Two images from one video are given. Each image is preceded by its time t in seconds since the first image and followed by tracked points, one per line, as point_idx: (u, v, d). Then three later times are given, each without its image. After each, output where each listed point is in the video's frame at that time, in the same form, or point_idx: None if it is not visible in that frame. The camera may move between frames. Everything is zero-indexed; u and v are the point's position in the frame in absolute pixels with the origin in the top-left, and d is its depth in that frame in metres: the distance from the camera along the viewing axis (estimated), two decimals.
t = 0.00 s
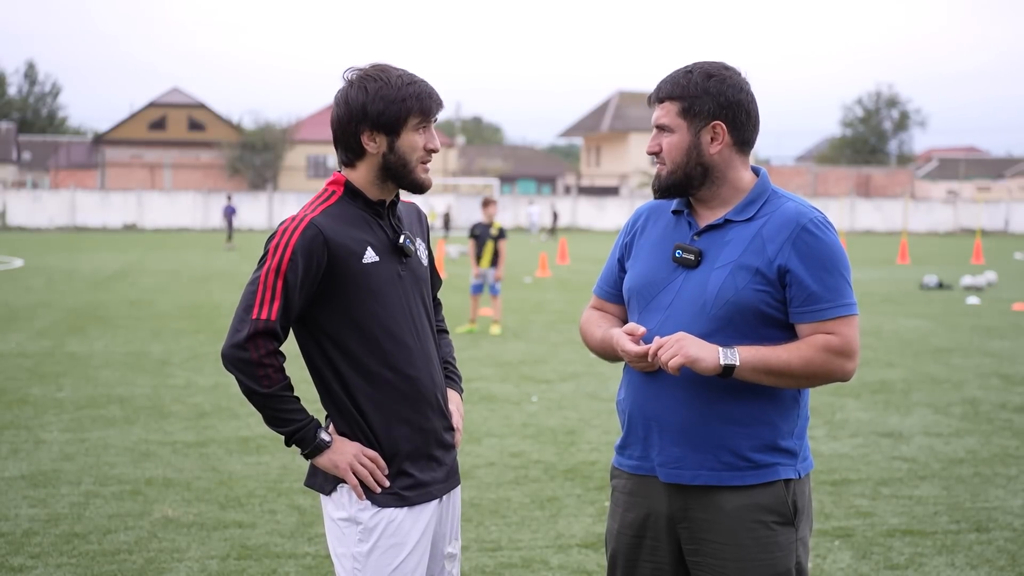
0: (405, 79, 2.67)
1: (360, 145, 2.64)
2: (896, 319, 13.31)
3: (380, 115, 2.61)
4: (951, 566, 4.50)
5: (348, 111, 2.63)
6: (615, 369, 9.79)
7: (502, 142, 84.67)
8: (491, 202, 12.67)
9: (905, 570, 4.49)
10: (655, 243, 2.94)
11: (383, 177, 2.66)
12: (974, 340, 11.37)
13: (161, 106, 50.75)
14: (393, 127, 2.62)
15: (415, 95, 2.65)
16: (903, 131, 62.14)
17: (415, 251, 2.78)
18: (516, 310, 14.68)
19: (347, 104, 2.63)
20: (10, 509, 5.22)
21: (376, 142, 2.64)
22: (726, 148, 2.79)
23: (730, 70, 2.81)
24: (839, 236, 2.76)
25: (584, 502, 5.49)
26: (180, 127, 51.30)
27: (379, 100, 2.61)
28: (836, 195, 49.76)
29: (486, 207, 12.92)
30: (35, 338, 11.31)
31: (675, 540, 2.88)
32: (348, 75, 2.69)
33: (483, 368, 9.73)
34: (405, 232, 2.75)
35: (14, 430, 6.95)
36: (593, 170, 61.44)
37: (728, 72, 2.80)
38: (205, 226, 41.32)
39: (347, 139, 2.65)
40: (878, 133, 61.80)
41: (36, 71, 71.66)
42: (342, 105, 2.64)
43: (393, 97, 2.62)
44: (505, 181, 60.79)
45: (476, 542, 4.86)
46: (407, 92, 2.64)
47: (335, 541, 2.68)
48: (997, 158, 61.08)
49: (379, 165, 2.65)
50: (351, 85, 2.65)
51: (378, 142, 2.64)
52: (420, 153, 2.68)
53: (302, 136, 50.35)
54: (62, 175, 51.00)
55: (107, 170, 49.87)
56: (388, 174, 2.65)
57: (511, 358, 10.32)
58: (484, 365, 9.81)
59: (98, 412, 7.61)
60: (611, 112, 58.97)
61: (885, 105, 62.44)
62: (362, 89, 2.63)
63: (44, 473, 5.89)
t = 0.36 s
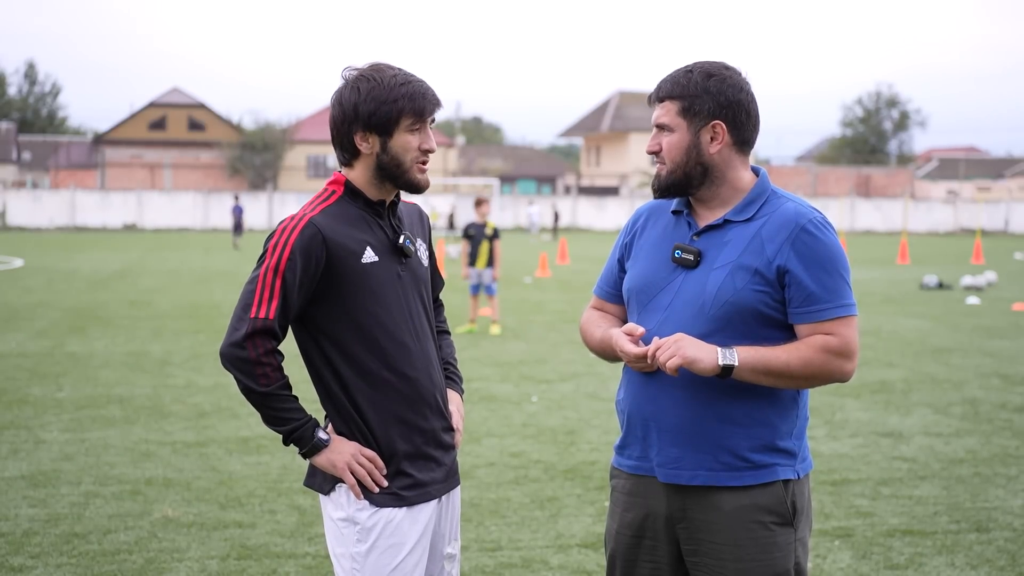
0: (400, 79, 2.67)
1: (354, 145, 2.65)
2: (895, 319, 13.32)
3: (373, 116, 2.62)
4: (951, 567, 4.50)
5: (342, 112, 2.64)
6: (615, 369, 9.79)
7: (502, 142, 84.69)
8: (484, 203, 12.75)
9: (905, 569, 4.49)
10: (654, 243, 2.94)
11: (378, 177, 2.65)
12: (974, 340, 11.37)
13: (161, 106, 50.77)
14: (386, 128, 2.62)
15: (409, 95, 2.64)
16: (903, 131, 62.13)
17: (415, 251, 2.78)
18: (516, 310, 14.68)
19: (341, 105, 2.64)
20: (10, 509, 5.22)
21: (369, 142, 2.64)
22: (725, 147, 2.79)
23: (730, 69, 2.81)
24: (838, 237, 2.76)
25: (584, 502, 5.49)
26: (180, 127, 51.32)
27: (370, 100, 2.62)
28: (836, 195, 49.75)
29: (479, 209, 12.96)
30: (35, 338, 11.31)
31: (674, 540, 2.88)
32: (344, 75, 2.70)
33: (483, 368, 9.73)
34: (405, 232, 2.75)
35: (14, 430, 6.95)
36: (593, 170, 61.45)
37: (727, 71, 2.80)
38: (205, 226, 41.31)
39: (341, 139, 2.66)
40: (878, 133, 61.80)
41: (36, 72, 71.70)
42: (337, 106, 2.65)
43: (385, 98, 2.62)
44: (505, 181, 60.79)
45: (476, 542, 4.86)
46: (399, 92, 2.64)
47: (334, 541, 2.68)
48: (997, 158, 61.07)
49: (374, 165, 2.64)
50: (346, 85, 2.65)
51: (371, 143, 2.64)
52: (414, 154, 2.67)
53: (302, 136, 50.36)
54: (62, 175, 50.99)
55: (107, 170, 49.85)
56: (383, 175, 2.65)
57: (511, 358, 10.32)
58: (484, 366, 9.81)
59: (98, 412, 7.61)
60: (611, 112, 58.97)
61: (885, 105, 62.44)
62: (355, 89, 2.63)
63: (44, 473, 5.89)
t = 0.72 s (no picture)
0: (405, 80, 2.67)
1: (357, 144, 2.65)
2: (896, 319, 13.32)
3: (378, 117, 2.61)
4: (951, 566, 4.50)
5: (347, 111, 2.63)
6: (614, 369, 9.79)
7: (502, 142, 84.70)
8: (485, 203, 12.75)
9: (905, 569, 4.49)
10: (654, 243, 2.94)
11: (380, 178, 2.66)
12: (974, 340, 11.37)
13: (161, 106, 50.78)
14: (391, 129, 2.62)
15: (414, 96, 2.64)
16: (903, 131, 62.15)
17: (415, 251, 2.78)
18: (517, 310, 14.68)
19: (346, 103, 2.64)
20: (10, 509, 5.22)
21: (373, 143, 2.64)
22: (725, 148, 2.79)
23: (730, 69, 2.81)
24: (838, 237, 2.76)
25: (584, 502, 5.49)
26: (180, 127, 51.33)
27: (377, 101, 2.61)
28: (836, 195, 49.76)
29: (479, 209, 12.96)
30: (35, 338, 11.31)
31: (673, 540, 2.88)
32: (350, 74, 2.69)
33: (483, 368, 9.73)
34: (405, 232, 2.75)
35: (14, 430, 6.95)
36: (593, 170, 61.46)
37: (729, 72, 2.80)
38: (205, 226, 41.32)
39: (345, 138, 2.66)
40: (878, 133, 61.83)
41: (36, 72, 71.76)
42: (342, 104, 2.65)
43: (392, 99, 2.62)
44: (505, 181, 60.81)
45: (476, 542, 4.86)
46: (407, 93, 2.64)
47: (334, 541, 2.68)
48: (997, 158, 61.10)
49: (376, 165, 2.65)
50: (351, 84, 2.65)
51: (375, 143, 2.64)
52: (417, 155, 2.68)
53: (302, 136, 50.33)
54: (62, 175, 50.99)
55: (107, 170, 49.85)
56: (385, 175, 2.65)
57: (511, 358, 10.32)
58: (484, 365, 9.81)
59: (98, 412, 7.61)
60: (611, 112, 58.97)
61: (885, 105, 62.47)
62: (361, 89, 2.63)
63: (44, 473, 5.89)
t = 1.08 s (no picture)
0: (406, 77, 2.68)
1: (364, 140, 2.64)
2: (895, 319, 13.32)
3: (386, 112, 2.62)
4: (951, 566, 4.50)
5: (352, 108, 2.62)
6: (614, 369, 9.80)
7: (502, 142, 84.69)
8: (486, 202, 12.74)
9: (905, 570, 4.49)
10: (653, 243, 2.95)
11: (389, 171, 2.66)
12: (974, 340, 11.37)
13: (161, 106, 50.78)
14: (398, 123, 2.63)
15: (418, 91, 2.66)
16: (903, 131, 62.17)
17: (416, 251, 2.78)
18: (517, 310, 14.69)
19: (351, 100, 2.62)
20: (10, 509, 5.22)
21: (381, 138, 2.64)
22: (726, 148, 2.79)
23: (730, 70, 2.81)
24: (838, 235, 2.76)
25: (584, 502, 5.49)
26: (180, 127, 51.34)
27: (385, 95, 2.62)
28: (836, 195, 49.77)
29: (479, 208, 12.95)
30: (35, 338, 11.31)
31: (673, 540, 2.88)
32: (350, 72, 2.68)
33: (483, 368, 9.73)
34: (405, 232, 2.75)
35: (13, 430, 6.95)
36: (593, 170, 61.49)
37: (729, 70, 2.81)
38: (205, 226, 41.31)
39: (350, 135, 2.64)
40: (878, 133, 61.85)
41: (36, 72, 71.80)
42: (346, 101, 2.63)
43: (399, 93, 2.63)
44: (505, 181, 60.82)
45: (476, 542, 4.86)
46: (412, 85, 2.66)
47: (334, 541, 2.68)
48: (997, 158, 61.11)
49: (384, 161, 2.65)
50: (354, 82, 2.64)
51: (383, 138, 2.64)
52: (422, 149, 2.69)
53: (303, 136, 50.33)
54: (62, 175, 50.98)
55: (107, 170, 49.83)
56: (392, 170, 2.66)
57: (512, 358, 10.32)
58: (484, 365, 9.81)
59: (98, 412, 7.61)
60: (611, 112, 58.97)
61: (885, 105, 62.48)
62: (366, 84, 2.62)
63: (44, 473, 5.89)
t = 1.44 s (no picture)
0: (410, 76, 2.68)
1: (368, 141, 2.64)
2: (896, 319, 13.32)
3: (390, 112, 2.62)
4: (951, 567, 4.50)
5: (356, 109, 2.62)
6: (614, 369, 9.80)
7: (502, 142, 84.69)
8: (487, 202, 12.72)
9: (905, 570, 4.49)
10: (655, 241, 2.94)
11: (393, 171, 2.67)
12: (974, 340, 11.37)
13: (161, 106, 50.80)
14: (402, 123, 2.63)
15: (422, 91, 2.66)
16: (903, 131, 62.19)
17: (417, 251, 2.79)
18: (517, 310, 14.69)
19: (355, 100, 2.62)
20: (10, 509, 5.22)
21: (385, 139, 2.64)
22: (726, 148, 2.79)
23: (731, 70, 2.81)
24: (839, 235, 2.76)
25: (584, 502, 5.49)
26: (180, 127, 51.35)
27: (389, 96, 2.62)
28: (836, 195, 49.77)
29: (480, 208, 12.94)
30: (35, 338, 11.31)
31: (674, 540, 2.88)
32: (353, 72, 2.68)
33: (483, 368, 9.73)
34: (407, 231, 2.76)
35: (14, 430, 6.95)
36: (593, 170, 61.50)
37: (730, 70, 2.80)
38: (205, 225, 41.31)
39: (354, 136, 2.64)
40: (878, 133, 61.85)
41: (36, 72, 71.84)
42: (349, 102, 2.62)
43: (403, 94, 2.63)
44: (505, 181, 60.83)
45: (476, 542, 4.86)
46: (416, 86, 2.66)
47: (334, 540, 2.68)
48: (997, 158, 61.12)
49: (387, 161, 2.66)
50: (357, 82, 2.63)
51: (387, 138, 2.64)
52: (425, 148, 2.70)
53: (303, 136, 50.36)
54: (62, 175, 51.00)
55: (107, 170, 49.82)
56: (396, 170, 2.67)
57: (512, 358, 10.32)
58: (483, 366, 9.81)
59: (98, 412, 7.61)
60: (611, 112, 58.97)
61: (885, 105, 62.48)
62: (371, 85, 2.62)
63: (44, 473, 5.89)
